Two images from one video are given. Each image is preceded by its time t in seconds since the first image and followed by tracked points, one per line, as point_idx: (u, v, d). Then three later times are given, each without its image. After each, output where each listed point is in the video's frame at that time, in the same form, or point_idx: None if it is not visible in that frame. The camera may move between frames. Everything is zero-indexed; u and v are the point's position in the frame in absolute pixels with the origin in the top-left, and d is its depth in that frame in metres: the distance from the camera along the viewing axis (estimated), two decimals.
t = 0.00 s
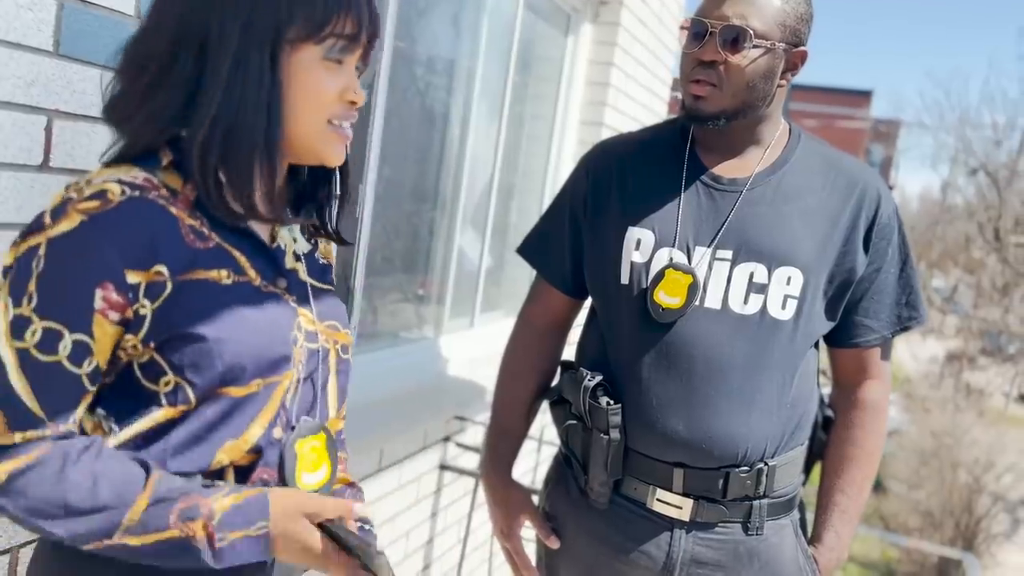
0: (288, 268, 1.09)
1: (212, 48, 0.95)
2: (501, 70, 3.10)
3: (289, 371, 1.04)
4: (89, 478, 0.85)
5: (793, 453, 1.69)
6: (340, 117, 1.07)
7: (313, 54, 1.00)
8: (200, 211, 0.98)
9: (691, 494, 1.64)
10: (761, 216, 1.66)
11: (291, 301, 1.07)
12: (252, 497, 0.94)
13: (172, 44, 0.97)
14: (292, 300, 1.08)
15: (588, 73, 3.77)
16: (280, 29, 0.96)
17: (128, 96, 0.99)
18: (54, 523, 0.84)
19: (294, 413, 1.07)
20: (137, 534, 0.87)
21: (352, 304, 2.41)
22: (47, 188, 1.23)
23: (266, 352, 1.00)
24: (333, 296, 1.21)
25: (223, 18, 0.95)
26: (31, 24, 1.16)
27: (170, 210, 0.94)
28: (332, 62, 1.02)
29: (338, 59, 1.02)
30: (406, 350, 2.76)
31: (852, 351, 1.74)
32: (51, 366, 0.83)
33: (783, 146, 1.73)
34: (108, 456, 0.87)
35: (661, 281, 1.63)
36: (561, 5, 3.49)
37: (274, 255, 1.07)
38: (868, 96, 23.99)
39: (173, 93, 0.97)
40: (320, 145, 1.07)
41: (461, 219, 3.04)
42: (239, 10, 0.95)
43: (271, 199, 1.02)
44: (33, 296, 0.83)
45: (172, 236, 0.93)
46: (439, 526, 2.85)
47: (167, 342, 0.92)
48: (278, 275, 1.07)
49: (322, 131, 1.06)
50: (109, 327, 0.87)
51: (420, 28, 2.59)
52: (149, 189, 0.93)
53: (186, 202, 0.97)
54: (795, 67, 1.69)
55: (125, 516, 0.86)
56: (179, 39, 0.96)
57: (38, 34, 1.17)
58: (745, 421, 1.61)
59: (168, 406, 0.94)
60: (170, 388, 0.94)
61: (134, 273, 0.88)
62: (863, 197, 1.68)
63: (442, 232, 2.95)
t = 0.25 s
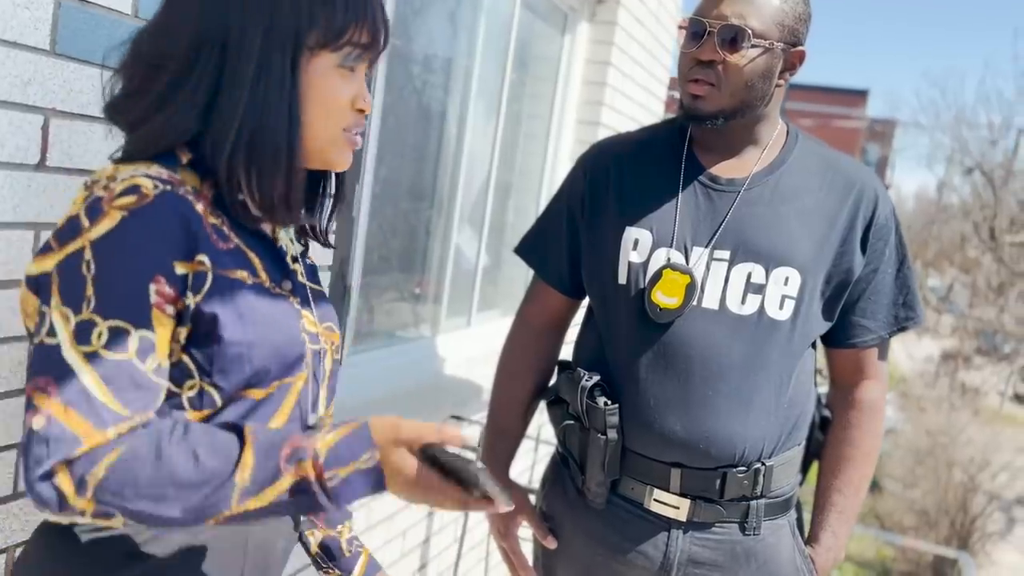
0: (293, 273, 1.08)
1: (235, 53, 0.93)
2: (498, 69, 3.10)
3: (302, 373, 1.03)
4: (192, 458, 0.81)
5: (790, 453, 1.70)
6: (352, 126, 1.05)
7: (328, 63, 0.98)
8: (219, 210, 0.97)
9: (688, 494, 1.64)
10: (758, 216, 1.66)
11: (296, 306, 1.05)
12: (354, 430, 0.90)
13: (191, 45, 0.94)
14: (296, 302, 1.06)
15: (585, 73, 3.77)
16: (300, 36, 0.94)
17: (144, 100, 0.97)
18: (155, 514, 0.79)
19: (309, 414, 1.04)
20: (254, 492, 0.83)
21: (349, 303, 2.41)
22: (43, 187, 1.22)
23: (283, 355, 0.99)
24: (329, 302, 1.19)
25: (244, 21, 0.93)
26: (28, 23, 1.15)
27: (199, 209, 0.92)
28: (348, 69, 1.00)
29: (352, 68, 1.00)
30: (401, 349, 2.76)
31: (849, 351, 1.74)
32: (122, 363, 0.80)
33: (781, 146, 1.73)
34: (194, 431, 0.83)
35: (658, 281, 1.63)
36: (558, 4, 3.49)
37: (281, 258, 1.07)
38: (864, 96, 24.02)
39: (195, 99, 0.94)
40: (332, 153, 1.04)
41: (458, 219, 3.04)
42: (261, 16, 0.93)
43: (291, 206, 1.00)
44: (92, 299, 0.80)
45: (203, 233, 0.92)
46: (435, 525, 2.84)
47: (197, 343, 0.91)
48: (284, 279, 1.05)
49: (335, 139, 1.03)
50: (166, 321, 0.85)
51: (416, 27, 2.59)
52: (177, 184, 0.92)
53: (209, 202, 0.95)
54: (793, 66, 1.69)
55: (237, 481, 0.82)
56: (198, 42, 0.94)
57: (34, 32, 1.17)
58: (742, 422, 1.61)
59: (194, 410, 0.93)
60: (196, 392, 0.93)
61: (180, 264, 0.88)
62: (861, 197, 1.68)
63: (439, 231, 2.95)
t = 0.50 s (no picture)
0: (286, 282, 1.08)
1: (237, 59, 0.92)
2: (496, 69, 3.09)
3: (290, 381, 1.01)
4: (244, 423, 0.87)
5: (790, 454, 1.69)
6: (353, 146, 1.04)
7: (331, 79, 0.97)
8: (212, 218, 0.96)
9: (687, 496, 1.64)
10: (758, 218, 1.65)
11: (285, 313, 1.04)
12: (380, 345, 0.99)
13: (193, 50, 0.94)
14: (285, 309, 1.05)
15: (584, 73, 3.77)
16: (303, 48, 0.94)
17: (143, 98, 0.96)
18: (201, 492, 0.84)
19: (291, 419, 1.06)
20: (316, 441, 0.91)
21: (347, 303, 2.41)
22: (42, 189, 1.22)
23: (275, 363, 0.99)
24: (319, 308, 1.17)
25: (246, 28, 0.92)
26: (27, 24, 1.15)
27: (194, 214, 0.92)
28: (353, 87, 0.99)
29: (357, 86, 0.99)
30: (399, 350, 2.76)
31: (849, 353, 1.74)
32: (158, 365, 0.82)
33: (780, 147, 1.73)
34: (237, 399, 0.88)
35: (657, 282, 1.63)
36: (556, 4, 3.48)
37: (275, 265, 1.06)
38: (861, 96, 24.03)
39: (195, 97, 0.94)
40: (325, 168, 1.03)
41: (456, 219, 3.04)
42: (267, 20, 0.92)
43: (285, 212, 0.99)
44: (112, 306, 0.80)
45: (202, 241, 0.92)
46: (433, 527, 2.84)
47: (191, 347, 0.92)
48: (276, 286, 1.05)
49: (333, 156, 1.02)
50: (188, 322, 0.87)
51: (414, 27, 2.58)
52: (173, 189, 0.92)
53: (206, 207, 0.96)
54: (793, 68, 1.69)
55: (296, 434, 0.89)
56: (202, 48, 0.94)
57: (33, 33, 1.16)
58: (742, 424, 1.60)
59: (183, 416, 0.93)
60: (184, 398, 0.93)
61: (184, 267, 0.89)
62: (860, 199, 1.68)
63: (437, 231, 2.94)
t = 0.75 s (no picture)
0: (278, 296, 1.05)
1: (269, 83, 0.91)
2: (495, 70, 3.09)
3: (273, 399, 0.98)
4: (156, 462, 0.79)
5: (788, 456, 1.69)
6: (365, 158, 1.03)
7: (353, 94, 0.97)
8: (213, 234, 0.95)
9: (685, 498, 1.63)
10: (756, 219, 1.65)
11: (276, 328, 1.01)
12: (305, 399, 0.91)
13: (213, 66, 0.91)
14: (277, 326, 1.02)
15: (582, 74, 3.77)
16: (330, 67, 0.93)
17: (159, 110, 0.94)
18: (86, 533, 0.77)
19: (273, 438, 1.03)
20: (216, 494, 0.82)
21: (345, 304, 2.40)
22: (39, 190, 1.22)
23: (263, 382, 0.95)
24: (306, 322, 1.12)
25: (277, 48, 0.91)
26: (23, 24, 1.14)
27: (189, 233, 0.89)
28: (371, 102, 0.99)
29: (375, 99, 0.99)
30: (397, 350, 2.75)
31: (847, 354, 1.73)
32: (98, 399, 0.77)
33: (779, 148, 1.72)
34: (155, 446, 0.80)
35: (655, 283, 1.62)
36: (555, 4, 3.48)
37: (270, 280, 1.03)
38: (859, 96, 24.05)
39: (218, 113, 0.92)
40: (343, 185, 1.02)
41: (454, 219, 3.03)
42: (295, 36, 0.92)
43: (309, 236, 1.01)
44: (67, 329, 0.77)
45: (194, 262, 0.89)
46: (430, 528, 2.83)
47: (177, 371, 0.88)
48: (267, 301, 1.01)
49: (349, 170, 1.01)
50: (152, 352, 0.83)
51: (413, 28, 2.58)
52: (171, 206, 0.89)
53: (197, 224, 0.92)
54: (792, 68, 1.68)
55: (196, 483, 0.81)
56: (224, 65, 0.92)
57: (29, 33, 1.16)
58: (740, 426, 1.60)
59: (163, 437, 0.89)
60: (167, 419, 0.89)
61: (167, 295, 0.85)
62: (859, 201, 1.67)
63: (435, 232, 2.94)
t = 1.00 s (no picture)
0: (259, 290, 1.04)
1: (218, 54, 0.92)
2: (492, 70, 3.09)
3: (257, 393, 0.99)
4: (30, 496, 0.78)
5: (786, 456, 1.69)
6: (332, 135, 1.03)
7: (312, 65, 0.97)
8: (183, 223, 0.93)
9: (683, 497, 1.63)
10: (754, 217, 1.65)
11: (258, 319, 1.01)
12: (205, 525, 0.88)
13: (168, 46, 0.92)
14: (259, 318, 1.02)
15: (580, 73, 3.76)
16: (282, 37, 0.94)
17: (119, 100, 0.93)
18: None
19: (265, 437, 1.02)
20: (61, 547, 0.80)
21: (341, 304, 2.40)
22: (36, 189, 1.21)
23: (241, 376, 0.95)
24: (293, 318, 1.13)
25: (227, 20, 0.92)
26: (19, 22, 1.14)
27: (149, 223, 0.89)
28: (331, 75, 0.99)
29: (336, 73, 1.00)
30: (394, 350, 2.75)
31: (846, 353, 1.73)
32: None
33: (777, 147, 1.72)
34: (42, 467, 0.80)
35: (653, 283, 1.62)
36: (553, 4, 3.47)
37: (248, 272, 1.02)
38: (857, 97, 24.07)
39: (174, 99, 0.92)
40: (312, 164, 1.02)
41: (452, 219, 3.03)
42: (247, 7, 0.93)
43: (275, 215, 0.98)
44: None
45: (141, 252, 0.87)
46: (428, 528, 2.83)
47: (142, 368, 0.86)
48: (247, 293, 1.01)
49: (316, 147, 1.02)
50: (73, 347, 0.82)
51: (411, 27, 2.58)
52: (133, 197, 0.89)
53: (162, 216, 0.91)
54: (790, 67, 1.68)
55: (42, 530, 0.79)
56: (176, 43, 0.92)
57: (24, 31, 1.15)
58: (738, 425, 1.60)
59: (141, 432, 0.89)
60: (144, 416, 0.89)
61: (101, 288, 0.83)
62: (857, 199, 1.67)
63: (432, 232, 2.94)
